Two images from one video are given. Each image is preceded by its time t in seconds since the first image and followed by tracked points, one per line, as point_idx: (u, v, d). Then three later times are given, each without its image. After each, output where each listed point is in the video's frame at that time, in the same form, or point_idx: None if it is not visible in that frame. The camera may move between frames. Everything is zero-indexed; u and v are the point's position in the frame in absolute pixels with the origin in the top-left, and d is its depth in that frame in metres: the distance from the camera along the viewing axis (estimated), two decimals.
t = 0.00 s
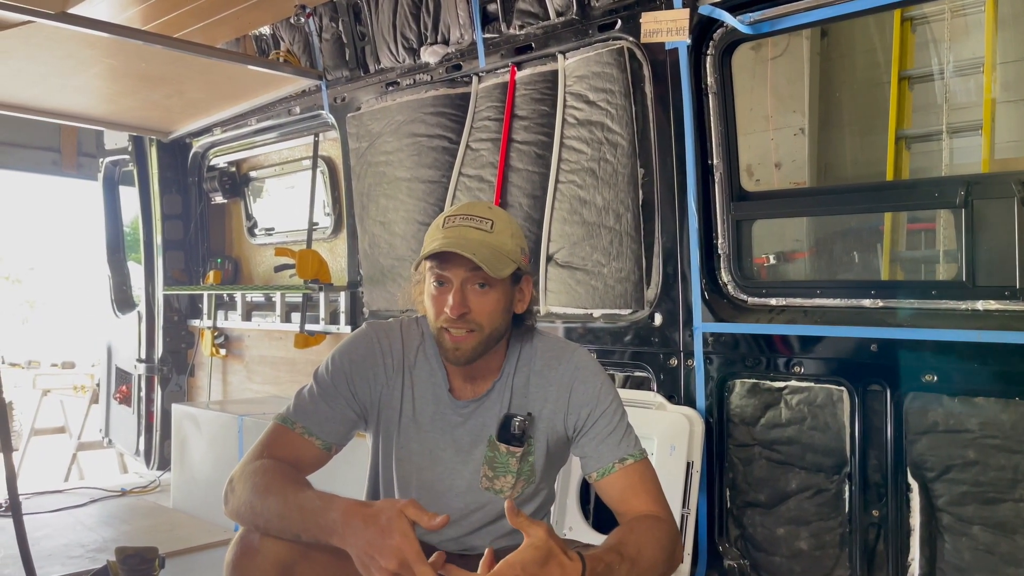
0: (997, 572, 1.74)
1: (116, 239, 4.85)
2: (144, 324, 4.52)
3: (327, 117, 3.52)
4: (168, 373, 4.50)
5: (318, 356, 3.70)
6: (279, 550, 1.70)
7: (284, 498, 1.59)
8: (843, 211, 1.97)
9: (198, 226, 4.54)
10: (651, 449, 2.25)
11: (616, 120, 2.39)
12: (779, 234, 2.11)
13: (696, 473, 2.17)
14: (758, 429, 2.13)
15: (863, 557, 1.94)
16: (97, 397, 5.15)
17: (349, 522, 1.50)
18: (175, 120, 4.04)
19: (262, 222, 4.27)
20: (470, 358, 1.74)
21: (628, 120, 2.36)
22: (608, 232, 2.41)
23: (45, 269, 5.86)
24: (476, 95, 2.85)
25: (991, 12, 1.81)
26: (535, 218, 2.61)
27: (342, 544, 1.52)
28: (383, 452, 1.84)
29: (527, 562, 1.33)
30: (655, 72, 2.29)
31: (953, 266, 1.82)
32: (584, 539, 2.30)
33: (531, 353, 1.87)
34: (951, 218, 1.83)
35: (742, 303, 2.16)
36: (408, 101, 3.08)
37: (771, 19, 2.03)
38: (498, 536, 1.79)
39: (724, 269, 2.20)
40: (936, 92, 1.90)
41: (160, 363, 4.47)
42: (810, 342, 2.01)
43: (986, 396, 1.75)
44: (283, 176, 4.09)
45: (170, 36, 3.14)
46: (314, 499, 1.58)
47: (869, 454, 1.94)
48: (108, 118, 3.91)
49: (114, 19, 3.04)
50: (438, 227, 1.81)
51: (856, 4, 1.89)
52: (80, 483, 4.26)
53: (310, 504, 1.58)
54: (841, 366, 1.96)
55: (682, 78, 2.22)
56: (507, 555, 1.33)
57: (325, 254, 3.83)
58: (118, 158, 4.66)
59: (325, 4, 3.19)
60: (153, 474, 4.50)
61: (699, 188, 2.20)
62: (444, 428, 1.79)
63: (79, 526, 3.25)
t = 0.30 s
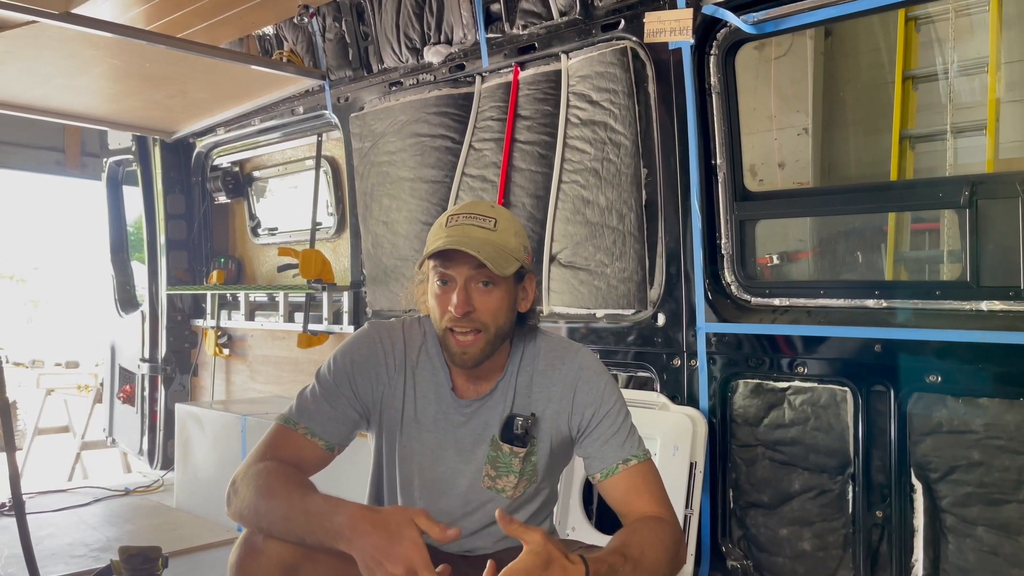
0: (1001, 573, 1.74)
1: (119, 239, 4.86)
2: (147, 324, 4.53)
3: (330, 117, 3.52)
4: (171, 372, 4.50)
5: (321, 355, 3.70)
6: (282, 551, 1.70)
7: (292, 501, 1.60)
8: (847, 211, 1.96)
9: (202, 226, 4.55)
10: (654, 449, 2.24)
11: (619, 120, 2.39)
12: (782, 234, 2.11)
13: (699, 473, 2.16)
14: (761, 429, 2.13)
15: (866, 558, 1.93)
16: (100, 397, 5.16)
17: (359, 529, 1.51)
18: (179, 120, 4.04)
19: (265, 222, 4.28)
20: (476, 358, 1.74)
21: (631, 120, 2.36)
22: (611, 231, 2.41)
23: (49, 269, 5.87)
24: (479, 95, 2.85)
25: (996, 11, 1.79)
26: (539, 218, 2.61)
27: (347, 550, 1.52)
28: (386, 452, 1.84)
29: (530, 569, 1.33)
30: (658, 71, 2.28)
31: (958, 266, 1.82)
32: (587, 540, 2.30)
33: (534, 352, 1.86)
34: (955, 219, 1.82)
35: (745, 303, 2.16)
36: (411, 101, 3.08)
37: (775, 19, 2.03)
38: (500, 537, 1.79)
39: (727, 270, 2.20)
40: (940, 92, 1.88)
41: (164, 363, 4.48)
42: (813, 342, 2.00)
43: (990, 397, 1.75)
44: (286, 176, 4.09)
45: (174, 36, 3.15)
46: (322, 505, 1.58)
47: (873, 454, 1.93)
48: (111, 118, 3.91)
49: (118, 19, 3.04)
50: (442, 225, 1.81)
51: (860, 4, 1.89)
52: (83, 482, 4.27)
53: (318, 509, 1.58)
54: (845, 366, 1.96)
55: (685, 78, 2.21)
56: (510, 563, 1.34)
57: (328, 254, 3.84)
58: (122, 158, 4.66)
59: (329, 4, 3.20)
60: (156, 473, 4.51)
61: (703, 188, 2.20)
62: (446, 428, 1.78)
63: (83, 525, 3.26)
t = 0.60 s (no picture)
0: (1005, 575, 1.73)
1: (123, 238, 4.87)
2: (150, 324, 4.54)
3: (333, 117, 3.53)
4: (174, 372, 4.51)
5: (324, 355, 3.71)
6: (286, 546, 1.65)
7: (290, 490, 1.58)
8: (852, 211, 1.96)
9: (205, 226, 4.56)
10: (657, 450, 2.24)
11: (622, 120, 2.38)
12: (786, 234, 2.11)
13: (703, 474, 2.16)
14: (764, 430, 2.12)
15: (869, 560, 1.93)
16: (104, 396, 5.16)
17: (345, 516, 1.47)
18: (182, 120, 4.05)
19: (269, 222, 4.28)
20: (484, 347, 1.73)
21: (635, 120, 2.35)
22: (614, 232, 2.40)
23: (52, 268, 5.88)
24: (482, 95, 2.85)
25: (1000, 11, 1.79)
26: (542, 218, 2.61)
27: (336, 533, 1.47)
28: (391, 449, 1.84)
29: None
30: (662, 71, 2.28)
31: (961, 266, 1.82)
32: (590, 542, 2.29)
33: (542, 354, 1.87)
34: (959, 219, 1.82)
35: (748, 304, 2.16)
36: (414, 101, 3.08)
37: (778, 19, 2.04)
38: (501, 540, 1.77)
39: (730, 270, 2.19)
40: (944, 92, 1.88)
41: (167, 362, 4.48)
42: (817, 343, 2.00)
43: (994, 398, 1.75)
44: (289, 176, 4.10)
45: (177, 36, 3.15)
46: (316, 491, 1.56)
47: (876, 456, 1.93)
48: (115, 118, 3.92)
49: (122, 19, 3.05)
50: (456, 213, 1.82)
51: (865, 4, 1.90)
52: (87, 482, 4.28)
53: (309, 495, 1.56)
54: (849, 367, 1.95)
55: (689, 79, 2.21)
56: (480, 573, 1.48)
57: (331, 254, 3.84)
58: (125, 158, 4.67)
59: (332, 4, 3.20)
60: (160, 473, 4.52)
61: (706, 188, 2.20)
62: (452, 426, 1.79)
63: (86, 525, 3.26)
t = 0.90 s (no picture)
0: None
1: (125, 239, 4.88)
2: (152, 325, 4.54)
3: (335, 117, 3.53)
4: (176, 373, 4.51)
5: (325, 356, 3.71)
6: (297, 526, 1.69)
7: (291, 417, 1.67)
8: (854, 212, 1.96)
9: (207, 226, 4.56)
10: (658, 450, 2.24)
11: (624, 121, 2.38)
12: (787, 235, 2.11)
13: (704, 475, 2.16)
14: (765, 432, 2.12)
15: (870, 561, 1.93)
16: (106, 397, 5.18)
17: (339, 338, 1.59)
18: (184, 121, 4.06)
19: (271, 223, 4.29)
20: (491, 340, 1.75)
21: (637, 121, 2.35)
22: (616, 233, 2.41)
23: (54, 268, 5.89)
24: (484, 96, 2.85)
25: (1003, 12, 1.79)
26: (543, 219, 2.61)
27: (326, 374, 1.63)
28: (404, 442, 1.86)
29: None
30: (664, 72, 2.29)
31: (963, 267, 1.82)
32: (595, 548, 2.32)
33: (551, 357, 1.83)
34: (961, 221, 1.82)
35: (749, 305, 2.16)
36: (416, 102, 3.08)
37: (780, 20, 2.03)
38: (505, 543, 1.75)
39: (731, 271, 2.19)
40: (945, 93, 1.88)
41: (169, 363, 4.49)
42: (819, 344, 2.00)
43: (996, 399, 1.75)
44: (291, 176, 4.10)
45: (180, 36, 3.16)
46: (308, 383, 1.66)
47: (878, 457, 1.93)
48: (117, 119, 3.92)
49: (124, 20, 3.05)
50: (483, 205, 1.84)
51: (869, 4, 1.89)
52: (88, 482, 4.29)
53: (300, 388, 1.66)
54: (851, 368, 1.95)
55: (691, 80, 2.22)
56: None
57: (333, 255, 3.85)
58: (127, 158, 4.68)
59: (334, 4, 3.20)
60: (161, 473, 4.53)
61: (708, 189, 2.20)
62: (456, 424, 1.78)
63: (88, 525, 3.27)
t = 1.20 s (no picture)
0: None
1: (127, 238, 4.88)
2: (154, 325, 4.54)
3: (337, 117, 3.53)
4: (178, 373, 4.51)
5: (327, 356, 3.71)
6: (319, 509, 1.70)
7: (321, 390, 1.76)
8: (856, 213, 1.96)
9: (209, 226, 4.57)
10: (660, 451, 2.23)
11: (626, 121, 2.38)
12: (790, 235, 2.11)
13: (706, 476, 2.16)
14: (768, 432, 2.12)
15: (873, 562, 1.93)
16: (108, 396, 5.19)
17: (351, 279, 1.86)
18: (186, 121, 4.06)
19: (273, 223, 4.30)
20: (456, 308, 1.73)
21: (639, 121, 2.35)
22: (618, 233, 2.42)
23: (56, 268, 5.89)
24: (486, 96, 2.85)
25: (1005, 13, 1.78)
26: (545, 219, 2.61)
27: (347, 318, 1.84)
28: (419, 434, 1.85)
29: None
30: (666, 73, 2.28)
31: (966, 269, 1.82)
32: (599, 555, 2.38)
33: (551, 358, 1.74)
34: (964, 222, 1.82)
35: (751, 306, 2.16)
36: (418, 102, 3.08)
37: (782, 21, 2.03)
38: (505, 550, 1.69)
39: (733, 271, 2.19)
40: (948, 93, 1.89)
41: (170, 362, 4.49)
42: (821, 345, 2.00)
43: (999, 401, 1.74)
44: (293, 177, 4.11)
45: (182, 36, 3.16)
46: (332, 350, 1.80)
47: (880, 458, 1.93)
48: (119, 119, 3.93)
49: (127, 20, 3.06)
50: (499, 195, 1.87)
51: (872, 5, 1.88)
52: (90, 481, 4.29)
53: (324, 351, 1.80)
54: (853, 370, 1.95)
55: (693, 80, 2.21)
56: None
57: (335, 255, 3.86)
58: (129, 159, 4.68)
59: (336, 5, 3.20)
60: (163, 473, 4.53)
61: (710, 190, 2.20)
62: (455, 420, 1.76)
63: (89, 525, 3.27)
